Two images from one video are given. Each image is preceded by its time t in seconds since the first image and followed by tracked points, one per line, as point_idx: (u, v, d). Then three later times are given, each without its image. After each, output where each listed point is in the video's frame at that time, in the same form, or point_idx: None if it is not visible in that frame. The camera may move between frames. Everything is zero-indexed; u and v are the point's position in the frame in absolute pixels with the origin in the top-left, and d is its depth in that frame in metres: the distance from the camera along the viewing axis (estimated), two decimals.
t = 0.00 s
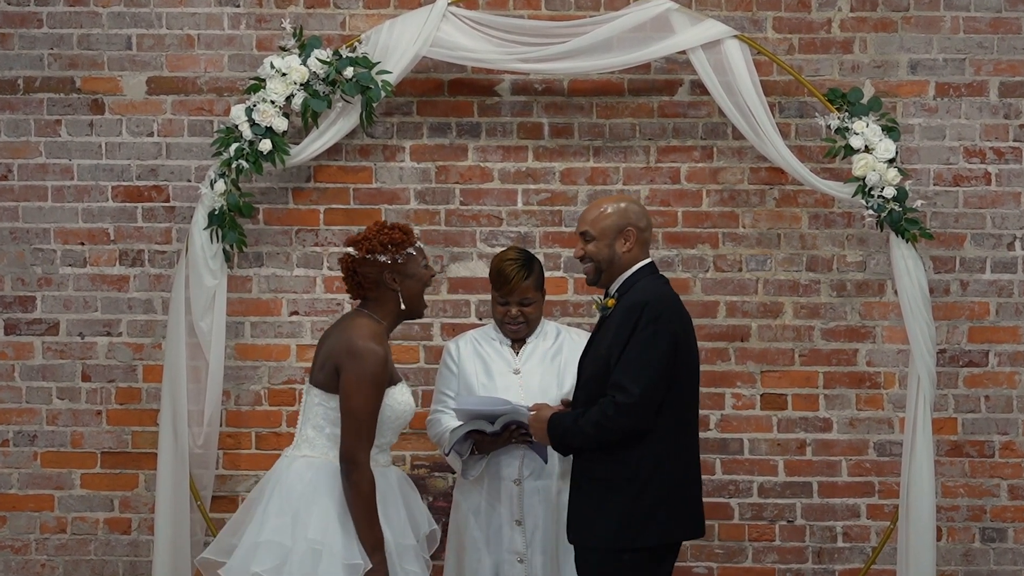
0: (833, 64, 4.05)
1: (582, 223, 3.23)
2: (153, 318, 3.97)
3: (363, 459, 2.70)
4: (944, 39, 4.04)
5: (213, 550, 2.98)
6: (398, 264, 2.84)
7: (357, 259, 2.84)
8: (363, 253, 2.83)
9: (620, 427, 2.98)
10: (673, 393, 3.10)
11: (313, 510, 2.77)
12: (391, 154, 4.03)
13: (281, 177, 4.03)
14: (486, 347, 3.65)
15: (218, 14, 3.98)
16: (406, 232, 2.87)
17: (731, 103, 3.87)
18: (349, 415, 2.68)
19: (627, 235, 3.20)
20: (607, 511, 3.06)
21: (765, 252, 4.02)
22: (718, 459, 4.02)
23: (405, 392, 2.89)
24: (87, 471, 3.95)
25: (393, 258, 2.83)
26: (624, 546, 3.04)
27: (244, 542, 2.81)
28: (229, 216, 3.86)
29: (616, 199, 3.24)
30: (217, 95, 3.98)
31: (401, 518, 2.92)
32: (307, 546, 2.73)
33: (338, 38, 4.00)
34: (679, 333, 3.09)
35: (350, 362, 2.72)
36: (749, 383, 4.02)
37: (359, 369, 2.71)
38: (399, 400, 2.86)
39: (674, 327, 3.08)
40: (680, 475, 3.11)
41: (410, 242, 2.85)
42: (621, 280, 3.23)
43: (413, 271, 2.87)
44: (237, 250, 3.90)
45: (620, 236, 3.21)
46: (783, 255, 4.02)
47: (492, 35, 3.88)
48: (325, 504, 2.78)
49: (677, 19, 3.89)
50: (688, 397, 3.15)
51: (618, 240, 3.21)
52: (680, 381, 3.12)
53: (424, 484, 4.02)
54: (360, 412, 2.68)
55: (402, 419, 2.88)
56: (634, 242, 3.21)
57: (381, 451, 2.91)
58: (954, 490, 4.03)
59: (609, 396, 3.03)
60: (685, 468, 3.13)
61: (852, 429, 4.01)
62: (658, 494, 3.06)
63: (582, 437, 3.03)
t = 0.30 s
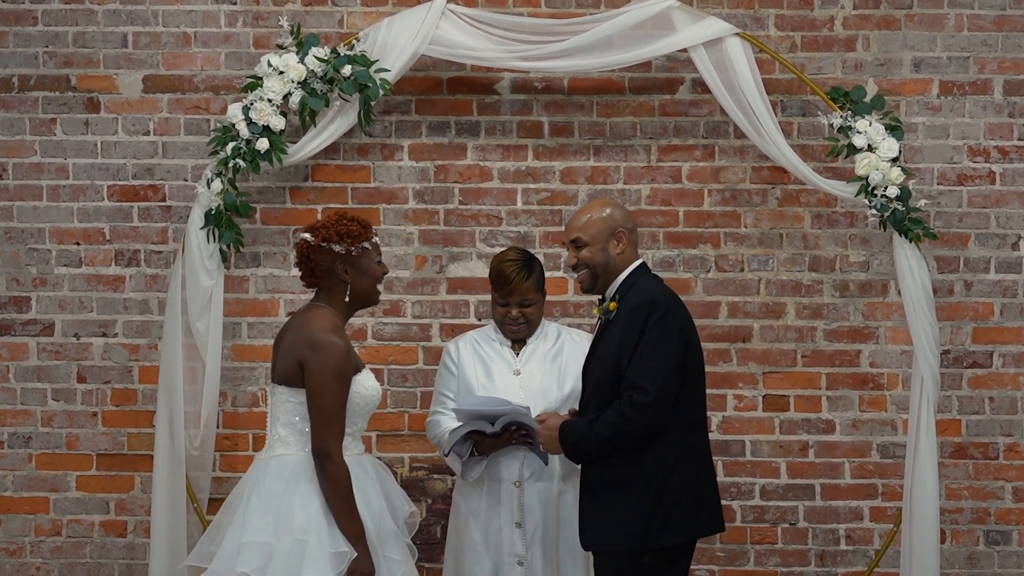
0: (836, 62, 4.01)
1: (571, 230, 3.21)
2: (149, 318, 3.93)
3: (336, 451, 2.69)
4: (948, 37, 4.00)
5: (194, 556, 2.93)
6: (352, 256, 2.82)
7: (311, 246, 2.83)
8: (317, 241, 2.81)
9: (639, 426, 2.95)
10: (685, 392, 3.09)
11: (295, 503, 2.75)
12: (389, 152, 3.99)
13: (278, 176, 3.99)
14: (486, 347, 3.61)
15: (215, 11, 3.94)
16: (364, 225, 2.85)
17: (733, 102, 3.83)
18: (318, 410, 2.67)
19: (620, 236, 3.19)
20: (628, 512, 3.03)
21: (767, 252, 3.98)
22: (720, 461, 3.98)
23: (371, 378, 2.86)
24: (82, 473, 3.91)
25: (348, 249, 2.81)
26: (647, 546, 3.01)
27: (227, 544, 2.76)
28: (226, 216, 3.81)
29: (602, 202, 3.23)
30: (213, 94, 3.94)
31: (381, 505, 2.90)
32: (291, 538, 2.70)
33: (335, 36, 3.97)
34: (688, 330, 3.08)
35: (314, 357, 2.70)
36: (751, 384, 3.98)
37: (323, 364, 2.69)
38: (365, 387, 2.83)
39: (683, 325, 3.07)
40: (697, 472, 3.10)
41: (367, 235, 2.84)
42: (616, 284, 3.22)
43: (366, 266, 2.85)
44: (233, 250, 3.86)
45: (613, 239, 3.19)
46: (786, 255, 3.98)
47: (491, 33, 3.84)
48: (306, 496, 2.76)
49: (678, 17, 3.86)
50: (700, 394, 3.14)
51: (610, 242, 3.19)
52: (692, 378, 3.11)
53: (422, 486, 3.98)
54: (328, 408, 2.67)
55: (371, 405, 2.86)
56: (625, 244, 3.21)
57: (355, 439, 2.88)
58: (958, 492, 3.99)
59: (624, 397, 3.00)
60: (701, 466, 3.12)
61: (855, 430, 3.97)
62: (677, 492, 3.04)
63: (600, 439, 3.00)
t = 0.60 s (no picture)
0: (839, 60, 3.97)
1: (572, 229, 3.16)
2: (146, 319, 3.89)
3: (313, 448, 2.68)
4: (952, 34, 3.96)
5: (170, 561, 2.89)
6: (313, 251, 2.81)
7: (272, 238, 2.82)
8: (280, 233, 2.81)
9: (653, 421, 2.92)
10: (694, 390, 3.06)
11: (273, 504, 2.72)
12: (388, 151, 3.95)
13: (276, 175, 3.95)
14: (486, 348, 3.57)
15: (212, 9, 3.90)
16: (327, 222, 2.84)
17: (736, 100, 3.79)
18: (287, 406, 2.66)
19: (623, 235, 3.16)
20: (640, 510, 2.98)
21: (770, 252, 3.94)
22: (722, 463, 3.94)
23: (342, 369, 2.84)
24: (78, 475, 3.88)
25: (309, 243, 2.80)
26: (660, 544, 2.97)
27: (206, 548, 2.74)
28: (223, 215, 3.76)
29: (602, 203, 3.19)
30: (210, 92, 3.90)
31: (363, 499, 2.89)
32: (272, 540, 2.67)
33: (333, 34, 3.93)
34: (697, 327, 3.07)
35: (278, 353, 2.69)
36: (753, 385, 3.94)
37: (287, 359, 2.68)
38: (336, 377, 2.81)
39: (692, 322, 3.06)
40: (707, 471, 3.07)
41: (330, 231, 2.83)
42: (618, 283, 3.19)
43: (326, 263, 2.84)
44: (231, 250, 3.81)
45: (616, 239, 3.16)
46: (788, 255, 3.94)
47: (491, 30, 3.80)
48: (286, 496, 2.73)
49: (680, 14, 3.82)
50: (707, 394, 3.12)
51: (613, 242, 3.16)
52: (700, 377, 3.09)
53: (421, 488, 3.94)
54: (297, 403, 2.66)
55: (346, 395, 2.84)
56: (627, 245, 3.18)
57: (336, 433, 2.87)
58: (963, 494, 3.95)
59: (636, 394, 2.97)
60: (711, 464, 3.09)
61: (858, 432, 3.93)
62: (689, 489, 3.01)
63: (612, 436, 2.95)
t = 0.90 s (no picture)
0: (843, 58, 3.94)
1: (572, 224, 3.14)
2: (143, 319, 3.85)
3: (283, 450, 2.70)
4: (957, 32, 3.92)
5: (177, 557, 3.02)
6: (291, 248, 2.87)
7: (251, 235, 2.88)
8: (259, 229, 2.87)
9: (650, 417, 2.88)
10: (693, 387, 3.02)
11: (246, 510, 2.77)
12: (387, 150, 3.92)
13: (274, 175, 3.91)
14: (486, 348, 3.53)
15: (209, 6, 3.87)
16: (305, 219, 2.91)
17: (738, 99, 3.75)
18: (252, 410, 2.70)
19: (623, 234, 3.13)
20: (638, 508, 2.95)
21: (773, 252, 3.91)
22: (725, 466, 3.90)
23: (316, 366, 2.84)
24: (74, 477, 3.84)
25: (286, 240, 2.86)
26: (659, 543, 2.93)
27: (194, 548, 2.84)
28: (221, 215, 3.72)
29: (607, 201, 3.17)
30: (208, 90, 3.87)
31: (347, 500, 2.88)
32: (243, 545, 2.72)
33: (332, 31, 3.89)
34: (695, 323, 3.03)
35: (241, 358, 2.73)
36: (756, 387, 3.90)
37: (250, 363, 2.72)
38: (309, 375, 2.81)
39: (691, 317, 3.02)
40: (707, 469, 3.03)
41: (308, 230, 2.91)
42: (617, 281, 3.15)
43: (304, 261, 2.89)
44: (229, 250, 3.77)
45: (616, 236, 3.12)
46: (791, 255, 3.90)
47: (491, 28, 3.76)
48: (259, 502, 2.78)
49: (682, 12, 3.78)
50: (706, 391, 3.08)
51: (613, 239, 3.12)
52: (699, 373, 3.05)
53: (421, 491, 3.90)
54: (261, 406, 2.69)
55: (321, 392, 2.83)
56: (628, 243, 3.14)
57: (318, 432, 2.88)
58: (968, 497, 3.91)
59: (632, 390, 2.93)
60: (710, 462, 3.05)
61: (862, 434, 3.89)
62: (688, 487, 2.97)
63: (608, 434, 2.92)
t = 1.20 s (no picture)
0: (846, 56, 3.90)
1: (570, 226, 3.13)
2: (138, 320, 3.82)
3: (259, 450, 2.71)
4: (961, 29, 3.89)
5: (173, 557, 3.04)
6: (281, 245, 2.85)
7: (241, 232, 2.86)
8: (248, 226, 2.85)
9: (636, 421, 2.84)
10: (685, 389, 2.97)
11: (219, 502, 2.79)
12: (385, 149, 3.88)
13: (272, 173, 3.87)
14: (485, 348, 3.49)
15: (206, 4, 3.83)
16: (298, 217, 2.89)
17: (740, 97, 3.72)
18: (234, 407, 2.70)
19: (608, 234, 3.05)
20: (624, 511, 2.90)
21: (775, 252, 3.87)
22: (726, 467, 3.86)
23: (304, 365, 2.82)
24: (69, 479, 3.80)
25: (277, 237, 2.84)
26: (642, 547, 2.89)
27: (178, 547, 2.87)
28: (217, 214, 3.68)
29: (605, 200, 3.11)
30: (205, 89, 3.83)
31: (332, 501, 2.84)
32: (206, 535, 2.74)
33: (330, 29, 3.86)
34: (690, 325, 2.97)
35: (227, 354, 2.73)
36: (758, 388, 3.86)
37: (235, 360, 2.72)
38: (297, 374, 2.79)
39: (686, 319, 2.96)
40: (696, 473, 2.98)
41: (300, 228, 2.88)
42: (614, 285, 3.07)
43: (294, 259, 2.87)
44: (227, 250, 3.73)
45: (602, 235, 3.06)
46: (794, 255, 3.87)
47: (491, 25, 3.72)
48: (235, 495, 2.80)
49: (683, 10, 3.74)
50: (700, 393, 3.02)
51: (600, 239, 3.06)
52: (693, 375, 2.99)
53: (419, 493, 3.87)
54: (242, 404, 2.70)
55: (311, 390, 2.81)
56: (616, 242, 3.05)
57: (310, 431, 2.87)
58: (972, 499, 3.87)
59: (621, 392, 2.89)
60: (700, 465, 3.00)
61: (866, 435, 3.85)
62: (675, 491, 2.92)
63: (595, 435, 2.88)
